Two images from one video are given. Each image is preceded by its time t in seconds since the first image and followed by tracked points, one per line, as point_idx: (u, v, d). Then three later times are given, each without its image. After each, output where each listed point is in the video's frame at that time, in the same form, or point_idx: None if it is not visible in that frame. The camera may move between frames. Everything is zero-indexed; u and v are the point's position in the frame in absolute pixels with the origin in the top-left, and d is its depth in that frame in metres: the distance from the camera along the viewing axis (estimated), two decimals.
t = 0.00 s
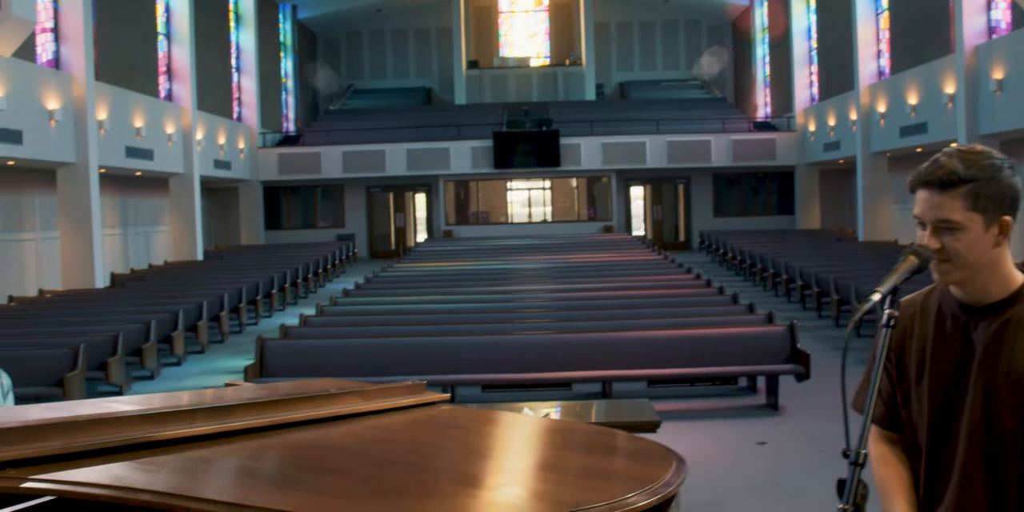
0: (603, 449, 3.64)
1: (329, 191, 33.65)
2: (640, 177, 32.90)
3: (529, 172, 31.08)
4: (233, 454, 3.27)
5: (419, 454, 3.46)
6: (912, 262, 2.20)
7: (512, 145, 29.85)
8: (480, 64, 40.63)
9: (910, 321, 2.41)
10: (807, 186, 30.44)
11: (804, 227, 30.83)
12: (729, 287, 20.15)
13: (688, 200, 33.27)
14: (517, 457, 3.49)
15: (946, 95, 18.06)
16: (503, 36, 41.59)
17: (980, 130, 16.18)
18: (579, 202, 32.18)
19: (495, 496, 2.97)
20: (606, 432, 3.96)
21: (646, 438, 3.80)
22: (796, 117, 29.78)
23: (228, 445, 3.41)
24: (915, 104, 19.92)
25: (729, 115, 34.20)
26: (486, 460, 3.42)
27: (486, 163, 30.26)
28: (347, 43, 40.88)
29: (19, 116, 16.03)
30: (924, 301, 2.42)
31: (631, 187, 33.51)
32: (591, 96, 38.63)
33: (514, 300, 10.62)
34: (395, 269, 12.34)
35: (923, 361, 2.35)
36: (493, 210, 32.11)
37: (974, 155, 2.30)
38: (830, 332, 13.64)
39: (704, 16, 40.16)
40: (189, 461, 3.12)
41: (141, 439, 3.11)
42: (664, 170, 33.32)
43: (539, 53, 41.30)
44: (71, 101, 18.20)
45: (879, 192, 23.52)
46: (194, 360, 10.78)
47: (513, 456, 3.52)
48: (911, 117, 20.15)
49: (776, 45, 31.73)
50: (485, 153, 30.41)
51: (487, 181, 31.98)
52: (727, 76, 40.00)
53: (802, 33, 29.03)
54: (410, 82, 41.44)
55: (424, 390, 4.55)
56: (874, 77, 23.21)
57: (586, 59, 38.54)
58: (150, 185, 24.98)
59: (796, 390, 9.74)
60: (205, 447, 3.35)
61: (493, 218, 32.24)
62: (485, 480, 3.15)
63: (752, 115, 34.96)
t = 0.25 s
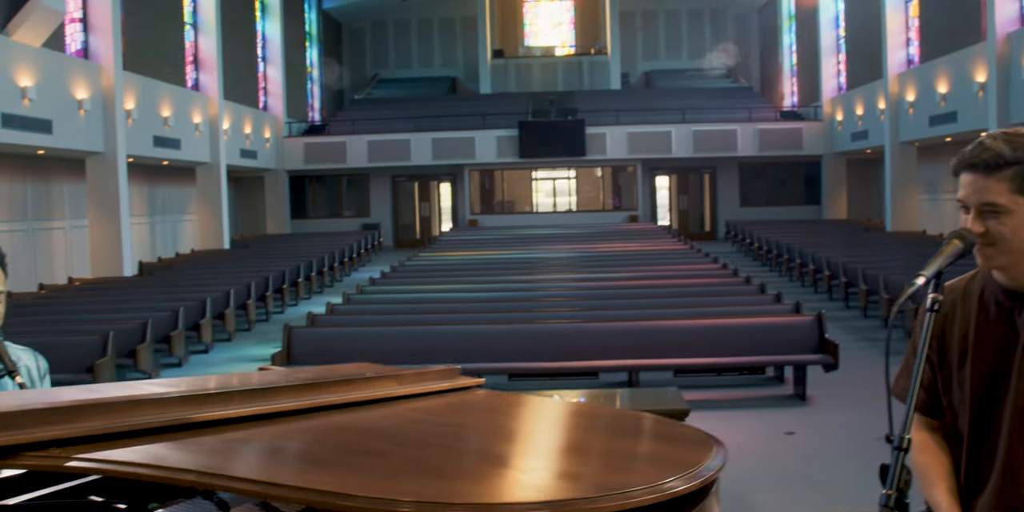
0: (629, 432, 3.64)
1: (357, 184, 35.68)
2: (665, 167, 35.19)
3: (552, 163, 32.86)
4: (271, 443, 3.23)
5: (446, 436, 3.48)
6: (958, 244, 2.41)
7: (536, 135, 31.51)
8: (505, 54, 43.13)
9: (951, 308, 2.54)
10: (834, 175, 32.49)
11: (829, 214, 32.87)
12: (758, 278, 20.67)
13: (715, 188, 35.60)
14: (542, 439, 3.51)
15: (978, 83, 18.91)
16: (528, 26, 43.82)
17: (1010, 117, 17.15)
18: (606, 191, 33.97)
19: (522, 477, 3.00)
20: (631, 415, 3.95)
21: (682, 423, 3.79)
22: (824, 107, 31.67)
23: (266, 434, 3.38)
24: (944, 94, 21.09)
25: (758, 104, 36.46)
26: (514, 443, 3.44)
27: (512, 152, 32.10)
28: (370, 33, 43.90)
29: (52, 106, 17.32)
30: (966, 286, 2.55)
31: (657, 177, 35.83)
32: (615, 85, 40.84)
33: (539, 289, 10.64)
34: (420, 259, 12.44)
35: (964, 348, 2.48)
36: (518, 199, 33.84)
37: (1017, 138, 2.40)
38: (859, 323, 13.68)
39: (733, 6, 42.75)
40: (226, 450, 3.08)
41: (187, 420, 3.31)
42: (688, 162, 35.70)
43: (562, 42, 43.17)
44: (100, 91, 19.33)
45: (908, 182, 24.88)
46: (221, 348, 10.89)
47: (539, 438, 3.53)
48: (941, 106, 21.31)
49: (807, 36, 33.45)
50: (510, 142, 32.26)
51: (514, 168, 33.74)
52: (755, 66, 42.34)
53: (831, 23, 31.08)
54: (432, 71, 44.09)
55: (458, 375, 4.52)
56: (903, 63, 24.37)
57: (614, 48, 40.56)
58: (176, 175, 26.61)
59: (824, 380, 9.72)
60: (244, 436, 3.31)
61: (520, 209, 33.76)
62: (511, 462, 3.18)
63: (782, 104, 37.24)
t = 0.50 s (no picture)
0: (654, 415, 3.69)
1: (380, 173, 38.98)
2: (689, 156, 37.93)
3: (576, 153, 34.86)
4: (304, 428, 3.20)
5: (477, 418, 3.54)
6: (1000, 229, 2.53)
7: (558, 126, 33.72)
8: (529, 44, 46.15)
9: (990, 293, 2.82)
10: (861, 164, 34.89)
11: (856, 205, 35.27)
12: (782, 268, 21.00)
13: (741, 176, 38.61)
14: (566, 420, 3.57)
15: (1006, 73, 19.79)
16: (552, 17, 47.08)
17: None
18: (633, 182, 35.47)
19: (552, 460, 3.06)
20: (656, 400, 4.00)
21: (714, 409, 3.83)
22: (851, 96, 33.77)
23: (301, 419, 3.38)
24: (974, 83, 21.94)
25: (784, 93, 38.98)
26: (543, 424, 3.49)
27: (536, 141, 34.50)
28: (394, 22, 47.10)
29: (81, 97, 19.11)
30: (1005, 272, 2.81)
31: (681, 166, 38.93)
32: (639, 76, 42.68)
33: (563, 277, 10.71)
34: (442, 248, 12.56)
35: (1003, 333, 2.77)
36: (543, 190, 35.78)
37: None
38: (885, 314, 13.72)
39: None
40: (263, 434, 3.08)
41: (226, 402, 3.38)
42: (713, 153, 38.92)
43: (588, 32, 46.81)
44: (127, 81, 21.07)
45: (936, 174, 26.19)
46: (246, 336, 11.01)
47: (565, 420, 3.59)
48: (969, 96, 22.25)
49: (836, 27, 35.13)
50: (533, 132, 34.65)
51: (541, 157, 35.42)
52: (781, 55, 45.48)
53: (858, 13, 32.59)
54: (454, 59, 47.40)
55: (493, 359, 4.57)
56: (931, 53, 25.40)
57: (637, 42, 42.38)
58: (200, 165, 28.65)
59: (849, 373, 9.70)
60: (278, 421, 3.31)
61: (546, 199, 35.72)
62: (537, 444, 3.24)
63: (806, 94, 39.16)
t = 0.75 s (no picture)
0: (676, 400, 3.80)
1: (401, 162, 40.55)
2: (710, 147, 39.14)
3: (601, 145, 36.75)
4: (341, 421, 3.21)
5: (507, 405, 3.63)
6: None
7: (581, 116, 34.93)
8: (553, 36, 47.22)
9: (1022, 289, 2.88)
10: (883, 156, 35.90)
11: (878, 196, 36.16)
12: (804, 259, 21.13)
13: (761, 166, 39.77)
14: (586, 406, 3.67)
15: None
16: (576, 8, 48.05)
17: None
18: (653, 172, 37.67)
19: (585, 444, 3.16)
20: (677, 385, 4.11)
21: (739, 394, 3.94)
22: (875, 87, 34.84)
23: (339, 405, 3.43)
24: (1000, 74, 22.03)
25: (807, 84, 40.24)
26: (572, 411, 3.60)
27: (557, 132, 35.68)
28: (417, 14, 48.47)
29: (104, 85, 19.34)
30: None
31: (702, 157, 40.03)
32: (662, 66, 43.94)
33: (586, 266, 10.77)
34: (466, 238, 12.66)
35: None
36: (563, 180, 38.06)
37: None
38: (908, 306, 13.73)
39: None
40: (299, 427, 3.08)
41: (267, 386, 3.41)
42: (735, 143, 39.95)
43: (611, 23, 47.83)
44: (150, 69, 21.36)
45: (962, 166, 26.26)
46: (269, 324, 11.10)
47: (591, 405, 3.70)
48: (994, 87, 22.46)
49: (862, 20, 36.18)
50: (555, 122, 35.78)
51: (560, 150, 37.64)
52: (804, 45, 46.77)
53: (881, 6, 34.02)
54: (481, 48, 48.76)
55: (526, 347, 4.63)
56: (956, 44, 25.72)
57: (659, 34, 43.64)
58: (224, 155, 29.07)
59: (872, 365, 9.69)
60: (317, 407, 3.35)
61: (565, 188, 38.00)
62: (565, 429, 3.35)
63: (830, 83, 41.14)
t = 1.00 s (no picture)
0: (695, 385, 3.87)
1: (421, 151, 41.16)
2: (730, 138, 39.47)
3: (620, 133, 37.30)
4: (378, 408, 3.25)
5: (536, 391, 3.69)
6: None
7: (601, 106, 35.34)
8: (572, 25, 47.46)
9: None
10: (905, 146, 35.91)
11: (899, 186, 36.23)
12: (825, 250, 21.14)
13: (781, 156, 40.13)
14: (604, 390, 3.75)
15: None
16: None
17: None
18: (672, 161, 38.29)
19: (621, 431, 3.21)
20: (695, 371, 4.19)
21: (758, 381, 4.02)
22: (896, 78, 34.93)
23: (372, 393, 3.47)
24: None
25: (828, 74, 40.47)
26: (601, 397, 3.65)
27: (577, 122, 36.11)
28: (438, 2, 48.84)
29: (125, 74, 19.43)
30: None
31: (722, 147, 40.39)
32: (683, 56, 44.26)
33: (605, 256, 10.81)
34: (486, 228, 12.72)
35: None
36: (582, 170, 38.90)
37: None
38: (930, 298, 13.70)
39: None
40: (334, 415, 3.11)
41: (303, 371, 3.47)
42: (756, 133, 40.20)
43: (631, 12, 48.12)
44: (172, 58, 21.44)
45: (985, 158, 26.10)
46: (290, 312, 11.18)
47: (617, 392, 3.74)
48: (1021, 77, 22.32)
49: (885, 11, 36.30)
50: (574, 112, 36.22)
51: (578, 139, 38.48)
52: (827, 35, 46.79)
53: None
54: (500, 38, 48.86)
55: (557, 334, 4.68)
56: (979, 34, 25.61)
57: (680, 24, 43.92)
58: (244, 144, 29.32)
59: (893, 357, 9.68)
60: (352, 394, 3.40)
61: (583, 177, 38.88)
62: (589, 412, 3.42)
63: (852, 74, 41.61)
